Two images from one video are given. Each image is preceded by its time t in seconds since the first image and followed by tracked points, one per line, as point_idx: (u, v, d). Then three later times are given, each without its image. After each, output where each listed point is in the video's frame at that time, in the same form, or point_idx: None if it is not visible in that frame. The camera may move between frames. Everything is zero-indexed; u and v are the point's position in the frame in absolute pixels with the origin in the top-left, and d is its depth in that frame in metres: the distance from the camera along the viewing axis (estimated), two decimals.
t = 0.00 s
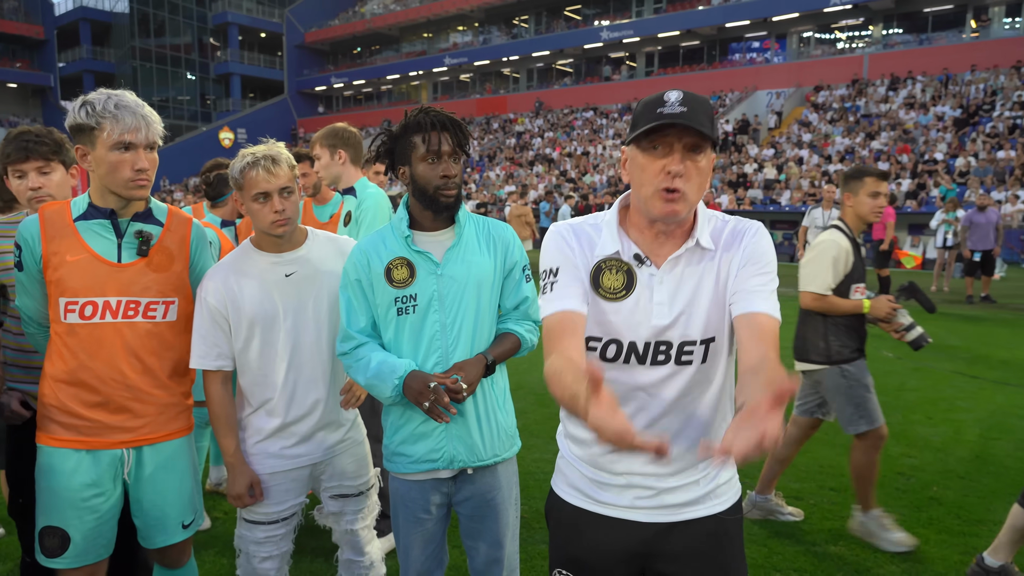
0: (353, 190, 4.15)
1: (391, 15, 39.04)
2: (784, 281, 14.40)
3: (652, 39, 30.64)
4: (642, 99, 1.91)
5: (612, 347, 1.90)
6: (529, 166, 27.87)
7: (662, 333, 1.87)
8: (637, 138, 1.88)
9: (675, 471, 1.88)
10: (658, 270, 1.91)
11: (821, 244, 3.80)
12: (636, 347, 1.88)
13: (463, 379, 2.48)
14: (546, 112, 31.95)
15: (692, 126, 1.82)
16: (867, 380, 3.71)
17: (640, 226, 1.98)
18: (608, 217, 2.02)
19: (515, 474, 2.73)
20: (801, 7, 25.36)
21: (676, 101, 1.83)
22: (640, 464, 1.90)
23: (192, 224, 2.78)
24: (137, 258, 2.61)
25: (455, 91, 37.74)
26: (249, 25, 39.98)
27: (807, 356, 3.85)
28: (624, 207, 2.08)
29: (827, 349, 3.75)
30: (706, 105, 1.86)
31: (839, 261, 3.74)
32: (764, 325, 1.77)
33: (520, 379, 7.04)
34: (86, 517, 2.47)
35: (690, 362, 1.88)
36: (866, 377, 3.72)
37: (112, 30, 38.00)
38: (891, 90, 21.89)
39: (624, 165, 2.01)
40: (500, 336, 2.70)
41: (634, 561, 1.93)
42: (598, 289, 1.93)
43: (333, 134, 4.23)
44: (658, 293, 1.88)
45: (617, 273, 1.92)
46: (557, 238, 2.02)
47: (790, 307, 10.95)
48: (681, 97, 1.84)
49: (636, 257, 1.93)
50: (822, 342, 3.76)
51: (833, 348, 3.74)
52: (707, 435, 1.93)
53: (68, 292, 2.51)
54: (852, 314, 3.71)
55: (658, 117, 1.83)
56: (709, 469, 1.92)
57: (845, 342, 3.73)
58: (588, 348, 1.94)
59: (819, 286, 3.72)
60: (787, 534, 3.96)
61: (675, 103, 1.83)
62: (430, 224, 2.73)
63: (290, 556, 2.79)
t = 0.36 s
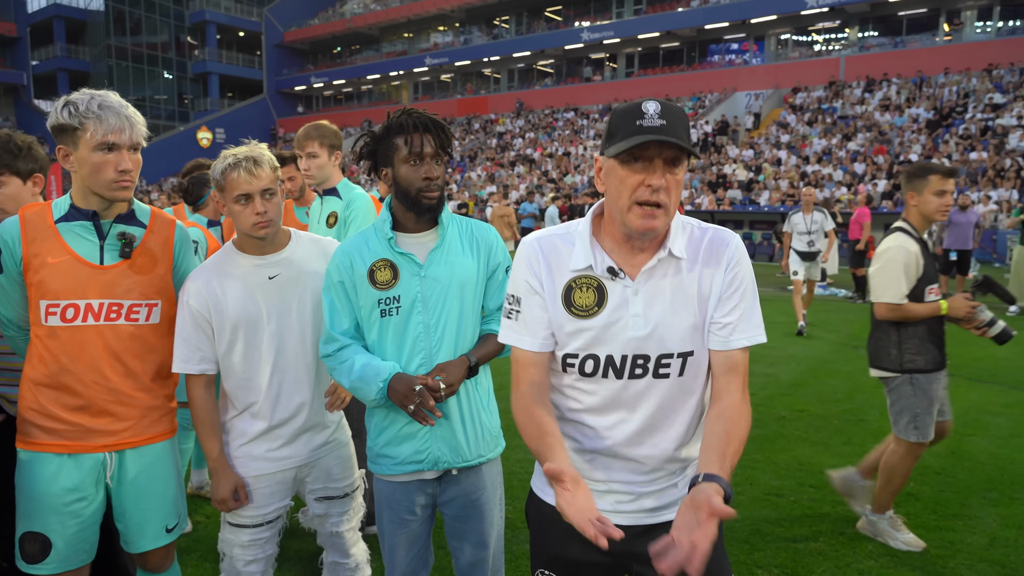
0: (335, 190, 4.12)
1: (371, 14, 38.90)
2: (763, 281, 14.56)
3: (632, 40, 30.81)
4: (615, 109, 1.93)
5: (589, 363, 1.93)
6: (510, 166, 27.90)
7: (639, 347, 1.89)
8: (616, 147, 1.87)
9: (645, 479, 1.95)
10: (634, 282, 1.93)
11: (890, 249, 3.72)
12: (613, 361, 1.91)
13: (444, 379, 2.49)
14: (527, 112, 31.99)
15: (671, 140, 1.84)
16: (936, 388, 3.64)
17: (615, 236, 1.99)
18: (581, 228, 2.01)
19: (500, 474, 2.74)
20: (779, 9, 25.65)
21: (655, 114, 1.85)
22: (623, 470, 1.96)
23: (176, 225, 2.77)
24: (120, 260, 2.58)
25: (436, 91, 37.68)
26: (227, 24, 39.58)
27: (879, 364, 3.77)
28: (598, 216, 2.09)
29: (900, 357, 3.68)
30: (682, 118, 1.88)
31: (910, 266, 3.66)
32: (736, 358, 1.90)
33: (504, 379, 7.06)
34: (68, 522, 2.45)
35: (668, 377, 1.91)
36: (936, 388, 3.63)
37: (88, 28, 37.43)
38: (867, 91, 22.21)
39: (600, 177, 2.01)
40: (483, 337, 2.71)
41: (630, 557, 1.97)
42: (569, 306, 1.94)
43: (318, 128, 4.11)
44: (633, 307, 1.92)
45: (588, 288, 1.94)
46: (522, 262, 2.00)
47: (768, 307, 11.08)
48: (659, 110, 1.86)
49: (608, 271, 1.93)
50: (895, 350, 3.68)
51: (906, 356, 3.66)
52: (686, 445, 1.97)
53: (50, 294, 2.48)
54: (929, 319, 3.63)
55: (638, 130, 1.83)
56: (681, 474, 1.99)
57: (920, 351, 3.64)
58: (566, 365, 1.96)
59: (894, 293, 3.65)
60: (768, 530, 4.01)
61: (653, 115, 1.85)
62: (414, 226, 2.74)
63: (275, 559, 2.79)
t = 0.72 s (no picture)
0: (324, 196, 4.11)
1: (357, 18, 38.84)
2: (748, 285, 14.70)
3: (618, 44, 30.98)
4: (624, 108, 1.99)
5: (609, 350, 1.91)
6: (497, 170, 27.97)
7: (659, 332, 1.90)
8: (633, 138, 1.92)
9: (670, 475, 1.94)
10: (650, 270, 1.94)
11: (972, 257, 3.47)
12: (635, 347, 1.90)
13: (432, 385, 2.50)
14: (513, 116, 32.06)
15: (686, 130, 1.92)
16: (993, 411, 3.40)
17: (629, 232, 2.03)
18: (591, 227, 2.02)
19: (485, 479, 2.76)
20: (763, 15, 25.88)
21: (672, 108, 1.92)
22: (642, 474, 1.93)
23: (162, 231, 2.76)
24: (105, 266, 2.57)
25: (422, 95, 37.66)
26: (212, 27, 39.35)
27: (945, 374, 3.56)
28: (605, 217, 2.12)
29: (966, 370, 3.46)
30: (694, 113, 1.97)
31: (991, 276, 3.41)
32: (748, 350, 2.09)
33: (491, 383, 7.09)
34: (53, 529, 2.44)
35: (688, 362, 1.93)
36: (995, 408, 3.40)
37: (70, 30, 37.13)
38: (850, 96, 22.46)
39: (608, 173, 2.03)
40: (468, 342, 2.74)
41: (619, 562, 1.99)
42: (587, 297, 1.93)
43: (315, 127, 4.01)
44: (652, 295, 1.93)
45: (606, 279, 1.94)
46: (534, 263, 1.96)
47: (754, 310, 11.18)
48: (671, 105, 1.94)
49: (623, 260, 1.95)
50: (962, 360, 3.47)
51: (972, 369, 3.43)
52: (700, 439, 1.98)
53: (34, 300, 2.48)
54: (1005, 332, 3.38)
55: (656, 123, 1.90)
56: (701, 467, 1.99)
57: (989, 367, 3.40)
58: (585, 354, 1.93)
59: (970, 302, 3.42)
60: (754, 534, 4.04)
61: (669, 109, 1.93)
62: (399, 231, 2.75)
63: (260, 565, 2.78)
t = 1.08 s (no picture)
0: (326, 202, 4.12)
1: (358, 24, 38.97)
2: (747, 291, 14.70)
3: (618, 51, 31.07)
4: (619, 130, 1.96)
5: (618, 372, 1.91)
6: (497, 176, 27.99)
7: (665, 353, 1.91)
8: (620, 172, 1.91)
9: (670, 483, 1.98)
10: (657, 292, 1.95)
11: None
12: (642, 369, 1.91)
13: (430, 392, 2.50)
14: (513, 122, 32.11)
15: (670, 163, 1.86)
16: None
17: (627, 250, 2.00)
18: (597, 240, 1.98)
19: (484, 485, 2.76)
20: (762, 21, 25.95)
21: (654, 135, 1.88)
22: (646, 484, 1.95)
23: (161, 238, 2.77)
24: (104, 272, 2.58)
25: (422, 101, 37.76)
26: (213, 34, 39.44)
27: None
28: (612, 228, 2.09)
29: None
30: (684, 134, 1.90)
31: None
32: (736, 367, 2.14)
33: (490, 390, 7.08)
34: (50, 535, 2.44)
35: (690, 381, 1.95)
36: None
37: (71, 37, 37.22)
38: (849, 102, 22.51)
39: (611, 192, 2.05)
40: (469, 348, 2.74)
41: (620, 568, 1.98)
42: (596, 319, 1.92)
43: (316, 132, 4.02)
44: (658, 317, 1.93)
45: (613, 301, 1.93)
46: (541, 279, 1.93)
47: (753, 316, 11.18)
48: (659, 130, 1.88)
49: (630, 280, 1.94)
50: None
51: None
52: (699, 447, 2.04)
53: (33, 306, 2.48)
54: None
55: (636, 154, 1.87)
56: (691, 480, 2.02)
57: None
58: (592, 376, 1.92)
59: None
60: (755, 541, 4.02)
61: (653, 136, 1.88)
62: (398, 237, 2.75)
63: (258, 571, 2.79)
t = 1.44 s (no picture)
0: (336, 205, 4.15)
1: (365, 27, 39.11)
2: (755, 293, 14.67)
3: (625, 53, 31.06)
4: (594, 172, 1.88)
5: (586, 427, 1.87)
6: (504, 178, 28.02)
7: (633, 411, 1.88)
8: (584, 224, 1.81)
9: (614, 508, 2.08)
10: (638, 352, 1.85)
11: None
12: (610, 425, 1.88)
13: (431, 392, 2.51)
14: (520, 125, 32.13)
15: (625, 211, 1.74)
16: None
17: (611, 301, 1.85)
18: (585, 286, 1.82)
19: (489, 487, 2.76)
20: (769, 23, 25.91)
21: (613, 182, 1.78)
22: (596, 508, 2.04)
23: (165, 238, 2.78)
24: (108, 272, 2.59)
25: (429, 103, 37.81)
26: (222, 37, 39.65)
27: None
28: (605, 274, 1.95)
29: None
30: (650, 180, 1.76)
31: None
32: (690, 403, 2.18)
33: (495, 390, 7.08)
34: (55, 536, 2.45)
35: (654, 428, 1.97)
36: None
37: (81, 41, 37.49)
38: (858, 104, 22.42)
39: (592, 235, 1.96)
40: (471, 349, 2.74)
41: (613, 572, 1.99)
42: (574, 374, 1.82)
43: (314, 135, 4.01)
44: (634, 376, 1.85)
45: (593, 356, 1.82)
46: (514, 332, 1.76)
47: (760, 318, 11.13)
48: (619, 178, 1.78)
49: (616, 336, 1.82)
50: None
51: None
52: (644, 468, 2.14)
53: (38, 306, 2.50)
54: None
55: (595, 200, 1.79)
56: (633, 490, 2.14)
57: None
58: (562, 424, 1.88)
59: None
60: (760, 544, 4.00)
61: (612, 184, 1.78)
62: (403, 238, 2.76)
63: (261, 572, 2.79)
